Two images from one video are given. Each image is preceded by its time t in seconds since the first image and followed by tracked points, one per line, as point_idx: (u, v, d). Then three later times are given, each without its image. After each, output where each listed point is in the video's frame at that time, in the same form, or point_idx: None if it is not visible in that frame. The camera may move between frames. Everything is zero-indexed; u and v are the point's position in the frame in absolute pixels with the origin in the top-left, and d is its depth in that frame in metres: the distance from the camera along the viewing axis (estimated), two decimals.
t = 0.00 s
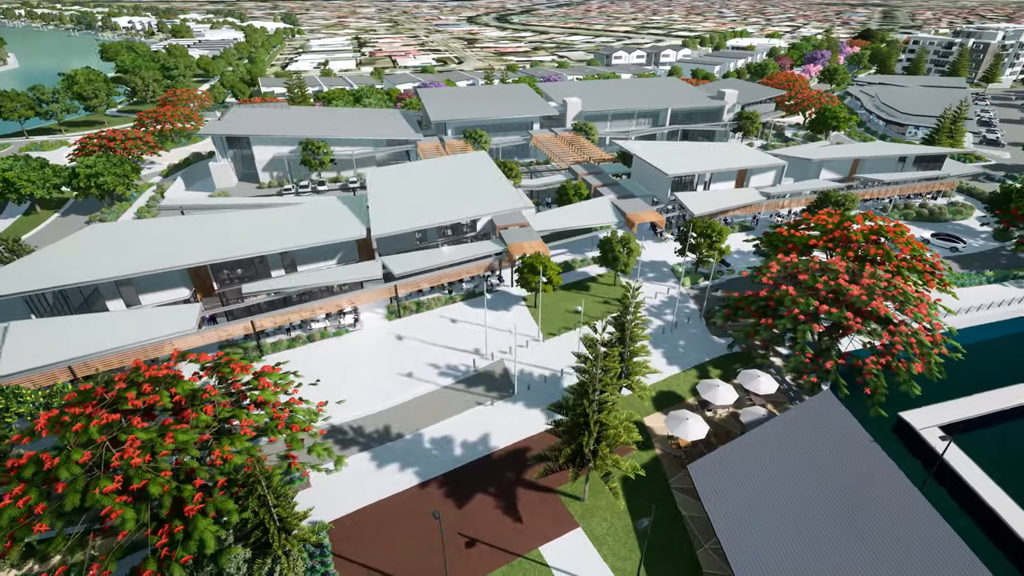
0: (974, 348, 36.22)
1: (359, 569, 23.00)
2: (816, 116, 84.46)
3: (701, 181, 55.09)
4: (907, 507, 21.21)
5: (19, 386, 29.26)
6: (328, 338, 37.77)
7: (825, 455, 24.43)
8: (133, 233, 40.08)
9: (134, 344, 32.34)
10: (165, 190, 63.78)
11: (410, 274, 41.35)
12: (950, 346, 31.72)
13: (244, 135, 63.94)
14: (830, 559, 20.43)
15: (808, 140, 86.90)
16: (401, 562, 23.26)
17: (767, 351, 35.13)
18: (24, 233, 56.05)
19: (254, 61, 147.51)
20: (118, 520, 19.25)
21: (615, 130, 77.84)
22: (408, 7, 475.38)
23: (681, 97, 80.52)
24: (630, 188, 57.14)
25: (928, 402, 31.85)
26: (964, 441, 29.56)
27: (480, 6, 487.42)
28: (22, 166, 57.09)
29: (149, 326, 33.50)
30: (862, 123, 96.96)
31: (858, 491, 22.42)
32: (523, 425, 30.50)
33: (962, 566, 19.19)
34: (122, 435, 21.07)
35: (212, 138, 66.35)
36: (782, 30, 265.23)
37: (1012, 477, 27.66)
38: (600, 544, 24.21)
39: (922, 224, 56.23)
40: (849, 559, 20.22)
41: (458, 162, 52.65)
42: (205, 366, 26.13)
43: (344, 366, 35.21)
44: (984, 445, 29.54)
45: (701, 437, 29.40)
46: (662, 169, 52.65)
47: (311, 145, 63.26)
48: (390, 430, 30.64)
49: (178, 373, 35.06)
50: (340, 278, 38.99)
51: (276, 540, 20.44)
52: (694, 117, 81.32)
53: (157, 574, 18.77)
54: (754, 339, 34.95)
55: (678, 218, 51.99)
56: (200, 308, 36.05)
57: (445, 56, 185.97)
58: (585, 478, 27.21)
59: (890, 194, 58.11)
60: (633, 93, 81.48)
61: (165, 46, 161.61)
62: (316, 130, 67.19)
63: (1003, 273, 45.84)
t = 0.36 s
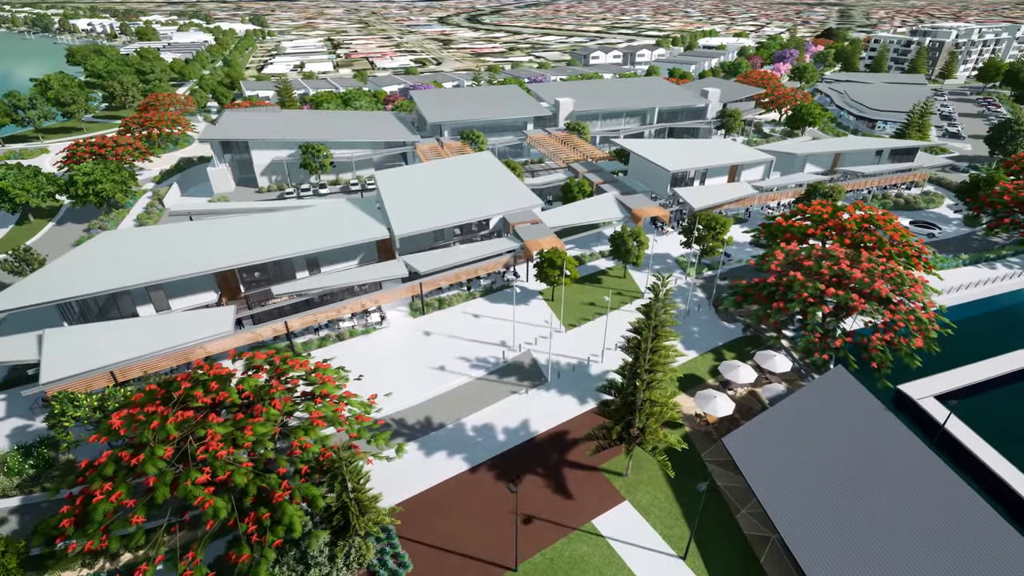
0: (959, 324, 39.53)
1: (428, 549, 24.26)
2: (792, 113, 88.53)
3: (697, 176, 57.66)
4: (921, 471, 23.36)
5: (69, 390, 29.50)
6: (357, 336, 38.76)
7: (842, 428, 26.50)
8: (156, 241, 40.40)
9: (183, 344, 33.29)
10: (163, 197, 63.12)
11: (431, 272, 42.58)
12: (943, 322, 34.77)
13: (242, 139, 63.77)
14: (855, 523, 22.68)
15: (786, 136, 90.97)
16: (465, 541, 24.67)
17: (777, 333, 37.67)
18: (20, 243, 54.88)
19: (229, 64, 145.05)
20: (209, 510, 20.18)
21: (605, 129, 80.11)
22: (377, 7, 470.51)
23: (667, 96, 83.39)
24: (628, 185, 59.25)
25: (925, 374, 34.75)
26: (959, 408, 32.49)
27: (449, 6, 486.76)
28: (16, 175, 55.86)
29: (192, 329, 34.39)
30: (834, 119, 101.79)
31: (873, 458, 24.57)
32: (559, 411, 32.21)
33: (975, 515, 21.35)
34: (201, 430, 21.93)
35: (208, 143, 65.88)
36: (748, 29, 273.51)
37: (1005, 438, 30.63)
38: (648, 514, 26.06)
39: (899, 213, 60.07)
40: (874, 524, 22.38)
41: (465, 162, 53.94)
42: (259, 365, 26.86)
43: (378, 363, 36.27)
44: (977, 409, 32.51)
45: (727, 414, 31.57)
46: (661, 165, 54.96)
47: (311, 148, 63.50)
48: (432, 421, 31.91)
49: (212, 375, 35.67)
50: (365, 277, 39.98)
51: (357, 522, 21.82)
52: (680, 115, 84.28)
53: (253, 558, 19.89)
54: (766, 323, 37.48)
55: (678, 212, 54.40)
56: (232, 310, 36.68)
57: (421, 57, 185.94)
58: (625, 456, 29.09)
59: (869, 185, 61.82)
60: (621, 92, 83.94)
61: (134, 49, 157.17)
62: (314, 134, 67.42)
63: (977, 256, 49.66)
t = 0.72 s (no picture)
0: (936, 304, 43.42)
1: (487, 525, 25.89)
2: (768, 110, 92.89)
3: (690, 171, 60.46)
4: (928, 435, 26.74)
5: (116, 391, 30.03)
6: (383, 332, 40.00)
7: (853, 400, 29.42)
8: (181, 245, 40.89)
9: (216, 345, 33.86)
10: (161, 203, 62.64)
11: (450, 268, 44.05)
12: (928, 301, 38.14)
13: (241, 143, 63.87)
14: (890, 486, 24.93)
15: (762, 131, 95.23)
16: (521, 514, 26.39)
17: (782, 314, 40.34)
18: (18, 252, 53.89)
19: (204, 67, 142.37)
20: (295, 493, 21.40)
21: (593, 128, 82.58)
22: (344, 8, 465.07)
23: (651, 95, 86.46)
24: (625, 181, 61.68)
25: (914, 347, 38.02)
26: (947, 377, 35.78)
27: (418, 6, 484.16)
28: (10, 183, 54.87)
29: (224, 330, 34.97)
30: (805, 115, 106.80)
31: (890, 428, 27.33)
32: (588, 393, 34.23)
33: (984, 473, 24.86)
34: (278, 420, 23.12)
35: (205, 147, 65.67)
36: (714, 28, 281.21)
37: (986, 402, 34.09)
38: (683, 482, 28.26)
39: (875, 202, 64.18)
40: (907, 486, 24.78)
41: (471, 162, 55.47)
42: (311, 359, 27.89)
43: (408, 357, 37.59)
44: (962, 377, 35.88)
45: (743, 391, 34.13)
46: (658, 161, 57.53)
47: (310, 151, 63.93)
48: (469, 408, 33.45)
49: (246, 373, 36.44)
50: (389, 275, 41.19)
51: (425, 498, 23.19)
52: (664, 114, 87.45)
53: (338, 535, 21.10)
54: (770, 305, 40.15)
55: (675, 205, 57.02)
56: (264, 311, 37.52)
57: (398, 58, 185.81)
58: (655, 431, 31.28)
59: (847, 177, 65.82)
60: (607, 92, 86.64)
61: (101, 52, 152.68)
62: (311, 136, 67.84)
63: (948, 240, 53.85)
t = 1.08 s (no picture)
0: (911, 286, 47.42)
1: (534, 497, 27.79)
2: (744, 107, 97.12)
3: (681, 166, 63.36)
4: (924, 398, 29.83)
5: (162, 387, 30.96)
6: (406, 327, 41.48)
7: (855, 370, 32.31)
8: (201, 247, 41.52)
9: (248, 344, 34.68)
10: (159, 208, 62.40)
11: (465, 264, 45.75)
12: (910, 280, 41.63)
13: (239, 147, 64.07)
14: (898, 447, 27.67)
15: (739, 127, 99.39)
16: (563, 486, 28.41)
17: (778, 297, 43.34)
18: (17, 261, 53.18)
19: (178, 70, 139.73)
20: (366, 471, 22.89)
21: (581, 127, 85.07)
22: (310, 8, 458.69)
23: (635, 94, 89.48)
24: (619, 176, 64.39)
25: (896, 325, 41.68)
26: (927, 350, 39.42)
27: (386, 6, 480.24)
28: (6, 191, 54.08)
29: (254, 329, 35.86)
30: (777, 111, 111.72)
31: (892, 394, 30.30)
32: (610, 375, 36.50)
33: (976, 427, 28.10)
34: (341, 405, 24.53)
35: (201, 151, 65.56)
36: (682, 27, 287.92)
37: (964, 371, 37.75)
38: (707, 451, 30.74)
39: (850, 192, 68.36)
40: (913, 443, 27.70)
41: (473, 161, 57.18)
42: (357, 349, 29.35)
43: (433, 349, 39.17)
44: (940, 349, 39.59)
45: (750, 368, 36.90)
46: (652, 157, 60.22)
47: (309, 153, 64.53)
48: (499, 394, 35.29)
49: (276, 369, 37.41)
50: (409, 271, 42.66)
51: (481, 473, 25.00)
52: (647, 111, 90.62)
53: (409, 507, 22.76)
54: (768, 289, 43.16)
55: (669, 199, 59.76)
56: (291, 309, 38.56)
57: (374, 59, 185.41)
58: (676, 407, 33.72)
59: (824, 169, 69.85)
60: (592, 92, 89.33)
61: (66, 56, 147.97)
62: (308, 138, 68.33)
63: (918, 226, 58.15)
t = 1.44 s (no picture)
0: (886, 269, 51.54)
1: (570, 468, 29.99)
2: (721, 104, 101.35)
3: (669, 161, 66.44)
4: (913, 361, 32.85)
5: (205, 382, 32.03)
6: (425, 319, 43.23)
7: (848, 342, 35.35)
8: (218, 249, 42.18)
9: (280, 339, 35.84)
10: (157, 213, 62.30)
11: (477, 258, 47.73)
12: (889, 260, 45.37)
13: (238, 150, 64.39)
14: (894, 410, 30.78)
15: (716, 124, 103.54)
16: (596, 456, 30.75)
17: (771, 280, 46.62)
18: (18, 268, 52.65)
19: (151, 74, 136.87)
20: (426, 445, 24.71)
21: (568, 125, 87.60)
22: (276, 8, 449.55)
23: (618, 92, 92.54)
24: (612, 172, 67.12)
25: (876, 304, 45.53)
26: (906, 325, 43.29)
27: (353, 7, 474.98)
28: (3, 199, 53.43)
29: (285, 325, 37.08)
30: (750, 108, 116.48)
31: (884, 361, 33.41)
32: (625, 356, 39.07)
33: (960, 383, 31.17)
34: (395, 387, 26.24)
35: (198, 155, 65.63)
36: (651, 27, 293.67)
37: (939, 342, 41.66)
38: (722, 420, 33.52)
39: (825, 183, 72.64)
40: (906, 405, 30.80)
41: (474, 160, 59.04)
42: (396, 338, 30.99)
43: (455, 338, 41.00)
44: (916, 324, 43.52)
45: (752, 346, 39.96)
46: (643, 153, 63.09)
47: (308, 155, 65.21)
48: (523, 378, 37.35)
49: (305, 363, 38.68)
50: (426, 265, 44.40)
51: (526, 445, 27.06)
52: (630, 110, 93.83)
53: (467, 477, 24.68)
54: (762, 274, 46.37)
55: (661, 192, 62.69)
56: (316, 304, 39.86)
57: (349, 60, 184.50)
58: (689, 382, 36.49)
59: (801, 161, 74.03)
60: (577, 91, 92.03)
61: (30, 60, 143.20)
62: (305, 140, 69.01)
63: (889, 214, 62.58)
